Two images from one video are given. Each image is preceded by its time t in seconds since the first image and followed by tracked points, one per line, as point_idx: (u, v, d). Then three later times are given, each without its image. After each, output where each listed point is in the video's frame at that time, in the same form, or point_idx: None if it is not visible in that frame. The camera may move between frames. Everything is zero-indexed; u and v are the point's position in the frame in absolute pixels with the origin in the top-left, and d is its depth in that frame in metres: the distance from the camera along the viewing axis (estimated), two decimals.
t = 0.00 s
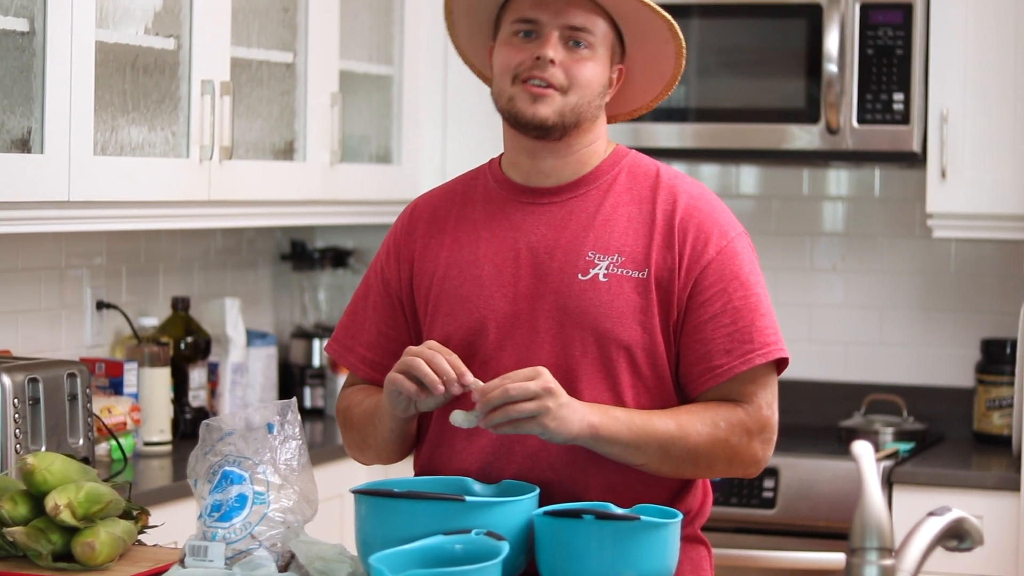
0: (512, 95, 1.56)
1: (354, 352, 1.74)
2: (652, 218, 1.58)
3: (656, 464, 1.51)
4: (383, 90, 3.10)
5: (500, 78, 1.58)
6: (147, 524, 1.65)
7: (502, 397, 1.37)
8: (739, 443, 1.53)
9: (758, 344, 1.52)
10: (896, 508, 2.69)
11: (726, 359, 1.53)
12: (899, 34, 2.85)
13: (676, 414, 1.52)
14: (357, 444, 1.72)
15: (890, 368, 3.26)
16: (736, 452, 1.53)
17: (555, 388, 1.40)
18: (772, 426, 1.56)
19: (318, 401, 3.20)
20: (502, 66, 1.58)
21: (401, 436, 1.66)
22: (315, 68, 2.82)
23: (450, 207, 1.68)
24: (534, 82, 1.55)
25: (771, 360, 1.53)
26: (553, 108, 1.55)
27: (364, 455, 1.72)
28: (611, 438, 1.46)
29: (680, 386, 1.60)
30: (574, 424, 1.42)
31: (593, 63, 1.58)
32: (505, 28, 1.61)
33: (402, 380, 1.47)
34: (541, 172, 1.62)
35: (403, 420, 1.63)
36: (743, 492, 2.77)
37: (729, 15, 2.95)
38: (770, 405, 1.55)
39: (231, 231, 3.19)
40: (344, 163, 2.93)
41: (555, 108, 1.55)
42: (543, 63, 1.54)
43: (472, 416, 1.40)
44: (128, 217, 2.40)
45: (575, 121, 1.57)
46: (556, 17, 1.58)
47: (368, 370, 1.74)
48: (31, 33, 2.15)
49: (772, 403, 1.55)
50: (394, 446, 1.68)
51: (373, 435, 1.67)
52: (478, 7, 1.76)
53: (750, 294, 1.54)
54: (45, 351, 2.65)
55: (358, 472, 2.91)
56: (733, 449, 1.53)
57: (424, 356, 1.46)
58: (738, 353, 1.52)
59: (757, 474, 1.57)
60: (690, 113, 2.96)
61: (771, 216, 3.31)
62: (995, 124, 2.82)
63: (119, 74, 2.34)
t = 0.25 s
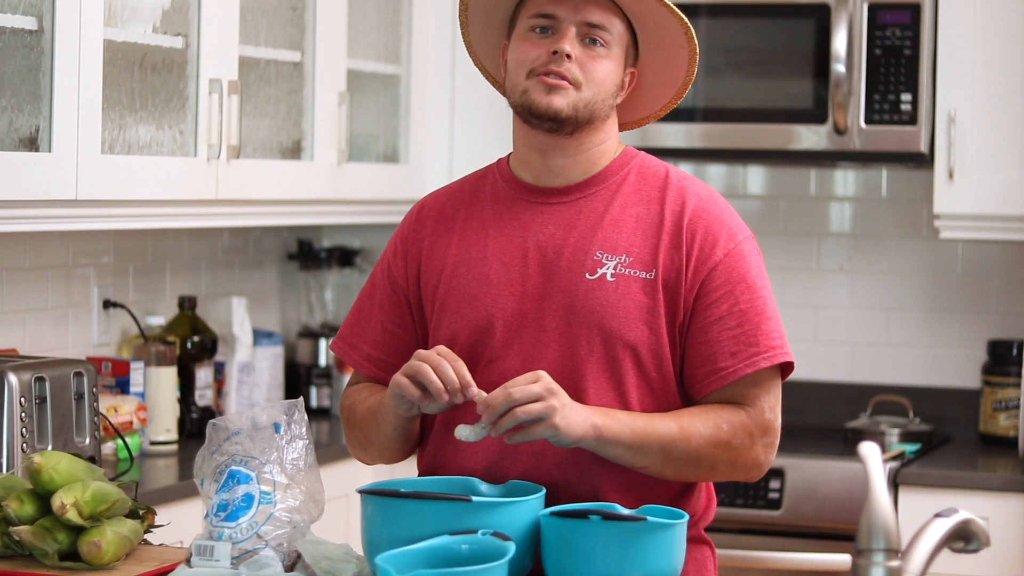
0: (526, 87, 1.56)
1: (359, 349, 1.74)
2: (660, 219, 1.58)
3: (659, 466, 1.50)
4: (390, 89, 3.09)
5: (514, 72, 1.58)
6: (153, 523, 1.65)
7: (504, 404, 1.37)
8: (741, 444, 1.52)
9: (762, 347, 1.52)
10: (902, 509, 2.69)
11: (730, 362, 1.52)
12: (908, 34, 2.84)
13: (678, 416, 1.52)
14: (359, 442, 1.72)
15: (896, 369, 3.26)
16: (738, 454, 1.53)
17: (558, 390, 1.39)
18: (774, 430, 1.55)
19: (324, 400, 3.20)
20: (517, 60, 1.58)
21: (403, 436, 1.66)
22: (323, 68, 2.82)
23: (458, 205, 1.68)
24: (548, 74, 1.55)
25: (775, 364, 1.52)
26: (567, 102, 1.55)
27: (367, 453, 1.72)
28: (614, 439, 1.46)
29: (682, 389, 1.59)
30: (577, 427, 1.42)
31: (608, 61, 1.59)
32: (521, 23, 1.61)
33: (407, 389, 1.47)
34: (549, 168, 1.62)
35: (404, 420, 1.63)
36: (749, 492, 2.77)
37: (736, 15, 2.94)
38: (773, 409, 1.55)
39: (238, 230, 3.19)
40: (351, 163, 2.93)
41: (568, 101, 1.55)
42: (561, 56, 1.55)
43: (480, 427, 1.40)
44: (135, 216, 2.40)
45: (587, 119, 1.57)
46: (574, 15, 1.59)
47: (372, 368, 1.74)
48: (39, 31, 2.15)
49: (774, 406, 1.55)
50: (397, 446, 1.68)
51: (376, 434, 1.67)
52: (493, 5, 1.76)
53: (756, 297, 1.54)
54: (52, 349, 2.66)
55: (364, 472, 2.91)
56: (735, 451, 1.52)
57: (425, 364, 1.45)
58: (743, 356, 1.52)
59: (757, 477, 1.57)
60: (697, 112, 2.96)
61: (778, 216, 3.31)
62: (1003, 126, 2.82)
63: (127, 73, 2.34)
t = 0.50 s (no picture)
0: (523, 98, 1.56)
1: (356, 349, 1.74)
2: (659, 225, 1.58)
3: (637, 470, 1.50)
4: (386, 92, 3.10)
5: (513, 79, 1.58)
6: (149, 526, 1.65)
7: (480, 395, 1.37)
8: (720, 452, 1.52)
9: (751, 360, 1.52)
10: (899, 511, 2.69)
11: (717, 373, 1.52)
12: (904, 37, 2.85)
13: (657, 421, 1.51)
14: (352, 443, 1.71)
15: (893, 372, 3.26)
16: (717, 461, 1.52)
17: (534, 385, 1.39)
18: (756, 440, 1.55)
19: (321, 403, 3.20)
20: (515, 68, 1.58)
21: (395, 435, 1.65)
22: (319, 70, 2.82)
23: (459, 208, 1.68)
24: (545, 83, 1.55)
25: (764, 377, 1.52)
26: (564, 113, 1.55)
27: (359, 453, 1.72)
28: (591, 439, 1.45)
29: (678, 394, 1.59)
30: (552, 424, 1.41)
31: (606, 66, 1.59)
32: (520, 29, 1.61)
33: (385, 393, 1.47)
34: (550, 172, 1.62)
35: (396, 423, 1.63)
36: (745, 494, 2.77)
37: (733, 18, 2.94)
38: (757, 419, 1.55)
39: (234, 232, 3.19)
40: (347, 166, 2.93)
41: (566, 111, 1.55)
42: (557, 64, 1.55)
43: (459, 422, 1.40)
44: (131, 219, 2.40)
45: (586, 125, 1.57)
46: (571, 20, 1.59)
47: (368, 368, 1.73)
48: (36, 34, 2.15)
49: (756, 416, 1.55)
50: (389, 446, 1.67)
51: (368, 434, 1.66)
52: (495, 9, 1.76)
53: (751, 307, 1.54)
54: (49, 351, 2.65)
55: (359, 474, 2.91)
56: (714, 457, 1.52)
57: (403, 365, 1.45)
58: (731, 367, 1.52)
59: (736, 487, 1.57)
60: (694, 115, 2.96)
61: (774, 219, 3.31)
62: (999, 128, 2.82)
63: (124, 76, 2.34)
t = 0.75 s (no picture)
0: (521, 103, 1.56)
1: (355, 348, 1.74)
2: (658, 228, 1.58)
3: (636, 475, 1.50)
4: (385, 94, 3.10)
5: (509, 87, 1.58)
6: (148, 528, 1.65)
7: (484, 399, 1.36)
8: (721, 458, 1.52)
9: (752, 362, 1.51)
10: (898, 512, 2.69)
11: (717, 376, 1.52)
12: (903, 38, 2.85)
13: (657, 427, 1.51)
14: (353, 444, 1.71)
15: (892, 373, 3.26)
16: (718, 467, 1.52)
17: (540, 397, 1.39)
18: (757, 444, 1.54)
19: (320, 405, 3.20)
20: (512, 74, 1.58)
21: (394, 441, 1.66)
22: (317, 72, 2.82)
23: (459, 209, 1.69)
24: (540, 90, 1.54)
25: (764, 380, 1.51)
26: (559, 119, 1.54)
27: (358, 454, 1.72)
28: (589, 450, 1.45)
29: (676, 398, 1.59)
30: (552, 434, 1.41)
31: (602, 70, 1.58)
32: (514, 34, 1.60)
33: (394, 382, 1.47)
34: (549, 174, 1.63)
35: (397, 425, 1.62)
36: (745, 495, 2.77)
37: (731, 19, 2.94)
38: (758, 422, 1.54)
39: (233, 234, 3.19)
40: (346, 167, 2.93)
41: (561, 117, 1.55)
42: (552, 71, 1.54)
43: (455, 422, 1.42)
44: (130, 221, 2.40)
45: (582, 130, 1.57)
46: (564, 26, 1.58)
47: (367, 367, 1.73)
48: (35, 36, 2.15)
49: (759, 419, 1.54)
50: (388, 450, 1.67)
51: (367, 439, 1.67)
52: (491, 9, 1.76)
53: (750, 311, 1.53)
54: (48, 353, 2.66)
55: (359, 476, 2.91)
56: (714, 463, 1.52)
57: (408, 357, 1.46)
58: (731, 370, 1.51)
59: (738, 491, 1.56)
60: (693, 116, 2.96)
61: (774, 220, 3.31)
62: (998, 129, 2.82)
63: (122, 78, 2.34)
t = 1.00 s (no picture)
0: (522, 125, 1.56)
1: (362, 349, 1.74)
2: (666, 227, 1.59)
3: (651, 475, 1.50)
4: (391, 94, 3.10)
5: (510, 105, 1.58)
6: (154, 528, 1.65)
7: (505, 391, 1.36)
8: (735, 458, 1.52)
9: (762, 361, 1.51)
10: (903, 513, 2.69)
11: (729, 374, 1.52)
12: (908, 38, 2.85)
13: (673, 427, 1.51)
14: (359, 440, 1.71)
15: (897, 374, 3.26)
16: (732, 466, 1.52)
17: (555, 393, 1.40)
18: (770, 443, 1.55)
19: (325, 405, 3.20)
20: (512, 92, 1.58)
21: (402, 434, 1.65)
22: (323, 72, 2.82)
23: (467, 210, 1.69)
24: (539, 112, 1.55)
25: (775, 378, 1.52)
26: (565, 138, 1.55)
27: (366, 450, 1.72)
28: (606, 450, 1.45)
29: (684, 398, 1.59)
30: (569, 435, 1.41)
31: (601, 80, 1.57)
32: (511, 49, 1.60)
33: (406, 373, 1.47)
34: (556, 182, 1.63)
35: (406, 420, 1.61)
36: (750, 496, 2.77)
37: (737, 19, 2.94)
38: (770, 421, 1.54)
39: (238, 234, 3.20)
40: (351, 167, 2.93)
41: (565, 137, 1.55)
42: (549, 92, 1.54)
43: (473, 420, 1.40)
44: (135, 220, 2.40)
45: (587, 142, 1.57)
46: (557, 41, 1.56)
47: (374, 367, 1.73)
48: (40, 36, 2.15)
49: (771, 418, 1.54)
50: (396, 443, 1.67)
51: (375, 432, 1.66)
52: (487, 18, 1.75)
53: (759, 310, 1.54)
54: (53, 353, 2.66)
55: (364, 476, 2.91)
56: (728, 463, 1.52)
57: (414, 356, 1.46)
58: (742, 369, 1.52)
59: (750, 490, 1.57)
60: (698, 117, 2.96)
61: (779, 220, 3.31)
62: (1003, 130, 2.82)
63: (128, 78, 2.34)
